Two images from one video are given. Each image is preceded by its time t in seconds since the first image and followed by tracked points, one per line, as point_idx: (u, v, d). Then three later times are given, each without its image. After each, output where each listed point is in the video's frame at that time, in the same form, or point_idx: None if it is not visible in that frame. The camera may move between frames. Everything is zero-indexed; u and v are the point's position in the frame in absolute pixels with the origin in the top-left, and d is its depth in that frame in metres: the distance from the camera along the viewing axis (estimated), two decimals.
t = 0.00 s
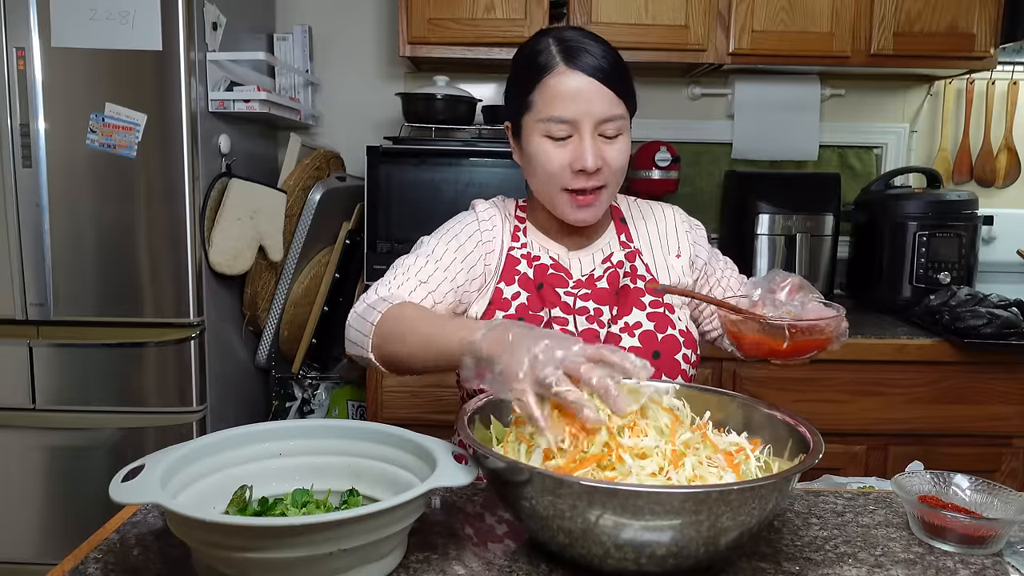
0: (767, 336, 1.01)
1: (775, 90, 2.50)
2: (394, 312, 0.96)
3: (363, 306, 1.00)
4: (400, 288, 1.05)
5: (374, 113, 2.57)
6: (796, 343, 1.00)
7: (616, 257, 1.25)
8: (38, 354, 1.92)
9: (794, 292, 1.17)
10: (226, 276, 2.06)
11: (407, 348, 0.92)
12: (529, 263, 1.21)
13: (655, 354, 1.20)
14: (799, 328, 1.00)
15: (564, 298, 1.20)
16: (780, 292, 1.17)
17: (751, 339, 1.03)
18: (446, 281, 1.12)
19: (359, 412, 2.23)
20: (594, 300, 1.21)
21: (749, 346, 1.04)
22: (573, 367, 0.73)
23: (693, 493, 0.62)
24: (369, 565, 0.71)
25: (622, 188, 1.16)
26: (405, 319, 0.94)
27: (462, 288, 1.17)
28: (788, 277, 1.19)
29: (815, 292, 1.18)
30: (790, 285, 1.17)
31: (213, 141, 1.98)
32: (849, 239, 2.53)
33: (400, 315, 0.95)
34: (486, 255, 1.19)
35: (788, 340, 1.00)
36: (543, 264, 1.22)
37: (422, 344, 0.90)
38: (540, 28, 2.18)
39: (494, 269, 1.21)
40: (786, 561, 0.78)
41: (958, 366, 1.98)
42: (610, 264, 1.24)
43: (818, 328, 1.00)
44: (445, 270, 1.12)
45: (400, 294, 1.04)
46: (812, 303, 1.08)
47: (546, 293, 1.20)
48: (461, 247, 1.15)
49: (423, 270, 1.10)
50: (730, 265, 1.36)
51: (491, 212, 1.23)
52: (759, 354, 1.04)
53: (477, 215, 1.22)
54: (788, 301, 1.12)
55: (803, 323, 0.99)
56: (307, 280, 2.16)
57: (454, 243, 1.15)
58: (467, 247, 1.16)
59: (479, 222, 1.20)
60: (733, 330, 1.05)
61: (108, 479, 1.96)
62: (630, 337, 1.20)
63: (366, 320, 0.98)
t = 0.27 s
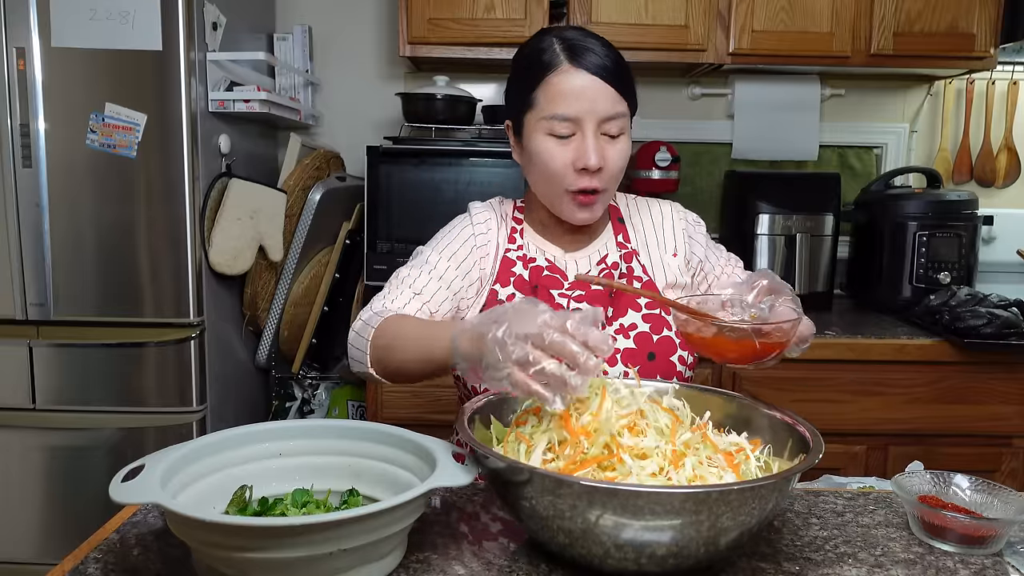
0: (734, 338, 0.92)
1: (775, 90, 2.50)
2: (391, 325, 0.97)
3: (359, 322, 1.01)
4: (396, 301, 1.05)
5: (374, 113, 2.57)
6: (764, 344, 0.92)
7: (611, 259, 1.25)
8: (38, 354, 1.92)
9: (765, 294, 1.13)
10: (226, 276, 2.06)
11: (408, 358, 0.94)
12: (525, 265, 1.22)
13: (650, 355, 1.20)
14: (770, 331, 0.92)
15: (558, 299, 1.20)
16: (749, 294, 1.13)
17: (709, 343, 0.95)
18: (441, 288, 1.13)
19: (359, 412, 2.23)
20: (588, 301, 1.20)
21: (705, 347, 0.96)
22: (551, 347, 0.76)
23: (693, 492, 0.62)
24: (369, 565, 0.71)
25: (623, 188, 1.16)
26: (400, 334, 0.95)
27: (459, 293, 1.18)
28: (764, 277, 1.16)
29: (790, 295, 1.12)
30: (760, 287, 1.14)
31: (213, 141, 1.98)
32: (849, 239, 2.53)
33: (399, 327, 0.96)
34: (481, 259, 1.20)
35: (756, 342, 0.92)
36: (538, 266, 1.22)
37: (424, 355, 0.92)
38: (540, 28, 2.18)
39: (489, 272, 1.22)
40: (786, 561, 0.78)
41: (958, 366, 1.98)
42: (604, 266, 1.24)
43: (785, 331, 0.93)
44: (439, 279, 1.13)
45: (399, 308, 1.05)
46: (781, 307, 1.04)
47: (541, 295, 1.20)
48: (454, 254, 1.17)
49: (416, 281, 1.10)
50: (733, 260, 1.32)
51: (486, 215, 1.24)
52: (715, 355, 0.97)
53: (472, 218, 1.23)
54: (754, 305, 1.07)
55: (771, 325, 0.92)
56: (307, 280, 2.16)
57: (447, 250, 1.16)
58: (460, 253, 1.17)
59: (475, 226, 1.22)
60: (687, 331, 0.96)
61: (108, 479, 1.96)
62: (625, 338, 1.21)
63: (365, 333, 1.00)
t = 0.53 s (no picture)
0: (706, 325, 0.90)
1: (775, 90, 2.50)
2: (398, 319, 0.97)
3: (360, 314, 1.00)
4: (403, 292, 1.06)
5: (374, 113, 2.57)
6: (737, 330, 0.91)
7: (608, 258, 1.25)
8: (38, 354, 1.92)
9: (744, 285, 1.08)
10: (226, 276, 2.06)
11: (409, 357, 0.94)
12: (523, 263, 1.22)
13: (645, 355, 1.20)
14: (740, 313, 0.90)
15: (554, 298, 1.20)
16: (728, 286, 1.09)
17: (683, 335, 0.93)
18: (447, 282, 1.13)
19: (359, 411, 2.23)
20: (584, 301, 1.21)
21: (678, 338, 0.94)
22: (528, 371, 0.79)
23: (694, 493, 0.62)
24: (369, 565, 0.71)
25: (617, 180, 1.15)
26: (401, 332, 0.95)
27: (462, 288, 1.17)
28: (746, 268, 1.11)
29: (771, 284, 1.07)
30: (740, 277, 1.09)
31: (213, 141, 1.98)
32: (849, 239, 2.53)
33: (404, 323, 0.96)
34: (483, 256, 1.20)
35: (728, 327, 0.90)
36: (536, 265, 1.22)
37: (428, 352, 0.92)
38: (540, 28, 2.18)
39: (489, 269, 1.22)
40: (786, 561, 0.78)
41: (958, 366, 1.98)
42: (601, 265, 1.25)
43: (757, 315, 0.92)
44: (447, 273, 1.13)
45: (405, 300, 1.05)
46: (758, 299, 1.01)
47: (538, 294, 1.21)
48: (460, 248, 1.16)
49: (426, 273, 1.11)
50: (735, 255, 1.29)
51: (488, 213, 1.24)
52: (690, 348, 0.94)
53: (475, 215, 1.24)
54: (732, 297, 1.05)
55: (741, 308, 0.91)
56: (307, 280, 2.16)
57: (454, 244, 1.16)
58: (466, 248, 1.17)
59: (477, 223, 1.22)
60: (664, 323, 0.94)
61: (108, 479, 1.96)
62: (621, 338, 1.21)
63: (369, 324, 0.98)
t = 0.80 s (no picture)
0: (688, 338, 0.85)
1: (775, 89, 2.50)
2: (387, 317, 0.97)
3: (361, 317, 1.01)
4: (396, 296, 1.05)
5: (374, 113, 2.57)
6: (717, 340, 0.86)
7: (609, 260, 1.25)
8: (38, 354, 1.92)
9: (732, 293, 1.02)
10: (225, 276, 2.06)
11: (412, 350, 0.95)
12: (522, 265, 1.22)
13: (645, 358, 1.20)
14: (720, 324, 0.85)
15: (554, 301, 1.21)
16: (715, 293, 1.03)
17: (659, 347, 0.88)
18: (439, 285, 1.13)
19: (359, 411, 2.23)
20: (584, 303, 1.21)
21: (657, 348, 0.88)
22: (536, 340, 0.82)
23: (694, 493, 0.62)
24: (369, 565, 0.71)
25: (617, 178, 1.15)
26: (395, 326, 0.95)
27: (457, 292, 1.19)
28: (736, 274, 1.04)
29: (760, 293, 1.00)
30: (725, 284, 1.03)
31: (213, 141, 1.98)
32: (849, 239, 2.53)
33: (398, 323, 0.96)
34: (478, 257, 1.22)
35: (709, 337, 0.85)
36: (535, 266, 1.22)
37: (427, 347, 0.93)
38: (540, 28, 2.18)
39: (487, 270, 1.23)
40: (786, 561, 0.78)
41: (958, 366, 1.98)
42: (601, 267, 1.24)
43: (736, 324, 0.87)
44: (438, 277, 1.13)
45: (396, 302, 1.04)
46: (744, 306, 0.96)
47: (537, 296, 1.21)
48: (450, 254, 1.18)
49: (417, 279, 1.10)
50: (737, 252, 1.28)
51: (483, 214, 1.26)
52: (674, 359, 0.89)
53: (469, 217, 1.25)
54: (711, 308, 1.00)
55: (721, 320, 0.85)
56: (307, 280, 2.16)
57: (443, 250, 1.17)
58: (457, 252, 1.19)
59: (473, 225, 1.23)
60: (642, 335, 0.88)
61: (108, 479, 1.96)
62: (621, 340, 1.21)
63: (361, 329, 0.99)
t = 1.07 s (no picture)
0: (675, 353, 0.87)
1: (776, 89, 2.50)
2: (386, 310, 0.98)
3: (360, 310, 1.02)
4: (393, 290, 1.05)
5: (374, 113, 2.57)
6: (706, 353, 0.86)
7: (609, 261, 1.25)
8: (38, 354, 1.92)
9: (728, 301, 0.99)
10: (225, 276, 2.06)
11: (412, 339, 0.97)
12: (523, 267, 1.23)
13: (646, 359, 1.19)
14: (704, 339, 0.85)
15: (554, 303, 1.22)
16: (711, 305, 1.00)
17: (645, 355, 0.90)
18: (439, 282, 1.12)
19: (359, 411, 2.23)
20: (584, 305, 1.22)
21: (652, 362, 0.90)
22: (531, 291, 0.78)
23: (694, 493, 0.62)
24: (369, 565, 0.71)
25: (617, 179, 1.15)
26: (396, 319, 0.97)
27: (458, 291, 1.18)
28: (731, 282, 1.02)
29: (757, 298, 0.98)
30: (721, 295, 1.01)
31: (213, 141, 1.98)
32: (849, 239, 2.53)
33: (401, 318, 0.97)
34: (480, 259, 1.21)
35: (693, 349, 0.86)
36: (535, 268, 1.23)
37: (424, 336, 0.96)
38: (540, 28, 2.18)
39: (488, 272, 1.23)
40: (786, 561, 0.78)
41: (958, 366, 1.98)
42: (602, 268, 1.24)
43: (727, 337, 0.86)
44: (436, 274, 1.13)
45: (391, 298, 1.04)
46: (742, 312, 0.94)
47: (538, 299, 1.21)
48: (452, 252, 1.17)
49: (413, 275, 1.10)
50: (741, 248, 1.28)
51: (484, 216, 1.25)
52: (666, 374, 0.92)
53: (471, 218, 1.24)
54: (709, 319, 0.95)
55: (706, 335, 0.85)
56: (307, 280, 2.16)
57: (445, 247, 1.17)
58: (459, 250, 1.18)
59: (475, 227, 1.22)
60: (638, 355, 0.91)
61: (108, 479, 1.96)
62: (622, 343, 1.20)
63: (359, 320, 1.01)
